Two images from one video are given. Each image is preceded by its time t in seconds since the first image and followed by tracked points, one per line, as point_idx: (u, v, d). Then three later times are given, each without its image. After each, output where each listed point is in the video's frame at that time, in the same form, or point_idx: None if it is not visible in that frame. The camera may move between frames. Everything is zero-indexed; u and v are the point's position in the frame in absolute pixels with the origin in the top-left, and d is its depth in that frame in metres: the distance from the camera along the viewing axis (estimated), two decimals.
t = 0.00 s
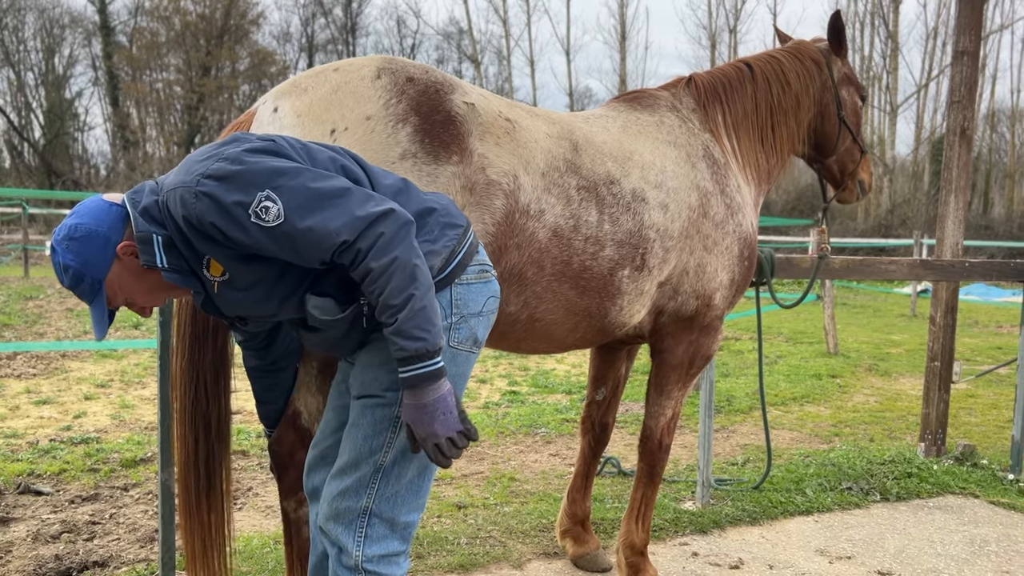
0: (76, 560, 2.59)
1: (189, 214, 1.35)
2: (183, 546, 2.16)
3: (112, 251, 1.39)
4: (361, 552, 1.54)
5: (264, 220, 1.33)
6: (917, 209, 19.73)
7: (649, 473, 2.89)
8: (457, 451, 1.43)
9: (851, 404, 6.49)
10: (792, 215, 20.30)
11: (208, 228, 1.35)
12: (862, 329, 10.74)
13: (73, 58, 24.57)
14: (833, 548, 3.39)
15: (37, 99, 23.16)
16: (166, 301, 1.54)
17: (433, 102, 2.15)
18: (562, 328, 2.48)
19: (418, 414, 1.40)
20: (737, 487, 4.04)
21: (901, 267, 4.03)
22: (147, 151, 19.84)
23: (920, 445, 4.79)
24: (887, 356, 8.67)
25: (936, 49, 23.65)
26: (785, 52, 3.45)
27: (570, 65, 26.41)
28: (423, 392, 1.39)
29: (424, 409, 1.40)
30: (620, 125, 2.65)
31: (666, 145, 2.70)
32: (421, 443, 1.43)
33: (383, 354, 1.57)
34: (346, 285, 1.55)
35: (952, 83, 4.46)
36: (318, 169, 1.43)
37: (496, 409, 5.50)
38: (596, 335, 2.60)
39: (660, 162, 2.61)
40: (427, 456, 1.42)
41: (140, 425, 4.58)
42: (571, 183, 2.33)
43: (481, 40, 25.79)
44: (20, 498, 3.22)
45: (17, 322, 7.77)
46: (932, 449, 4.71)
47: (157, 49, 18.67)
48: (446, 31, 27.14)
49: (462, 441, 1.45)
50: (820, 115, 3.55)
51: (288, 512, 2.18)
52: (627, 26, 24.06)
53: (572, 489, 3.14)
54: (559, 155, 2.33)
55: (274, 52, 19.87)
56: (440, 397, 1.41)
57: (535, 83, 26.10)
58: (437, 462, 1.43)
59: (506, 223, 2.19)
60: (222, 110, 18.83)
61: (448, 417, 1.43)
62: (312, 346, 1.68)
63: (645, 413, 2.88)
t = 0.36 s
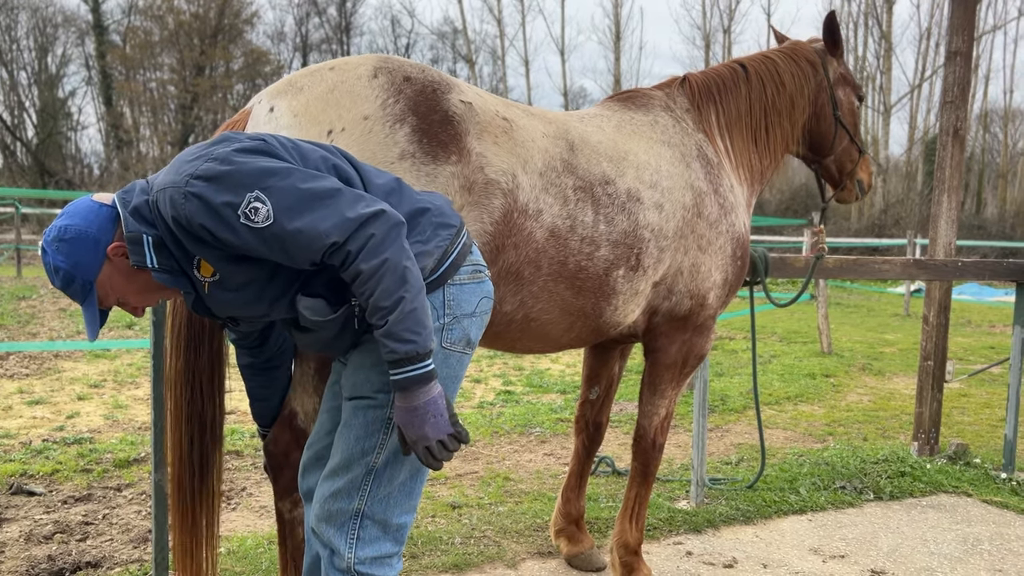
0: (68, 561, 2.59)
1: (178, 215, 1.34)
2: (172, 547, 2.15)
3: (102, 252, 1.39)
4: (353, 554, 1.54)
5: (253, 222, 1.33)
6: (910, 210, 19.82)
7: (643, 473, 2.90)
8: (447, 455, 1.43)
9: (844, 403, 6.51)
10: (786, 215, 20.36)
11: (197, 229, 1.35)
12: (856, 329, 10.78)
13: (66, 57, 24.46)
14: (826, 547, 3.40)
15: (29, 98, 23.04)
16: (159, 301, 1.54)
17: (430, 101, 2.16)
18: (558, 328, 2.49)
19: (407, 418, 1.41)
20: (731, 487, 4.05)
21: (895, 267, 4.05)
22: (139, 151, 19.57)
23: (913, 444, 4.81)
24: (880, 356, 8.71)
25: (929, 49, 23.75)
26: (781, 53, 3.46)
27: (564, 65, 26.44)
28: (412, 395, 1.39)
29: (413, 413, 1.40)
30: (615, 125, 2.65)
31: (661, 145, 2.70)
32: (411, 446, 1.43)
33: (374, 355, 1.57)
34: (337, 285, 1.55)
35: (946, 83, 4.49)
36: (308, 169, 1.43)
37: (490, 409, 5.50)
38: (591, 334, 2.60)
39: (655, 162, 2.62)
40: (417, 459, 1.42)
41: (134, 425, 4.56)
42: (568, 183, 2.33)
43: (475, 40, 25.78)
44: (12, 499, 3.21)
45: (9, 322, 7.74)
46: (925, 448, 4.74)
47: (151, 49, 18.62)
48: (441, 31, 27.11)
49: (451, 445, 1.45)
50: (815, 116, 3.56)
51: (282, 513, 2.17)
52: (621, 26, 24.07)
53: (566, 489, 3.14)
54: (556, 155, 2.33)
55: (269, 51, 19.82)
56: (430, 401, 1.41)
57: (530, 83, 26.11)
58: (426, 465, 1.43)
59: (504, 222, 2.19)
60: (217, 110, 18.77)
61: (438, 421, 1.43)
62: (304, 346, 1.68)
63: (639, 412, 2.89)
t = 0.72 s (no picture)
0: (64, 561, 2.58)
1: (173, 215, 1.34)
2: (178, 549, 2.15)
3: (98, 252, 1.38)
4: (351, 555, 1.54)
5: (247, 224, 1.33)
6: (905, 210, 19.88)
7: (639, 472, 2.91)
8: (438, 460, 1.43)
9: (839, 403, 6.54)
10: (782, 215, 20.41)
11: (191, 230, 1.35)
12: (850, 329, 10.81)
13: (60, 56, 24.36)
14: (821, 547, 3.42)
15: (24, 97, 22.95)
16: (154, 300, 1.54)
17: (425, 102, 2.16)
18: (553, 328, 2.49)
19: (399, 422, 1.41)
20: (726, 486, 4.06)
21: (889, 268, 4.06)
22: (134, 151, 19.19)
23: (908, 443, 4.83)
24: (875, 355, 8.74)
25: (924, 50, 23.83)
26: (778, 54, 3.48)
27: (560, 65, 26.47)
28: (404, 400, 1.39)
29: (405, 417, 1.41)
30: (611, 126, 2.66)
31: (657, 145, 2.71)
32: (402, 450, 1.43)
33: (370, 357, 1.57)
34: (332, 286, 1.55)
35: (940, 84, 4.50)
36: (304, 171, 1.43)
37: (486, 409, 5.51)
38: (587, 334, 2.61)
39: (651, 162, 2.62)
40: (408, 463, 1.42)
41: (129, 425, 4.55)
42: (563, 183, 2.34)
43: (471, 40, 25.76)
44: (7, 499, 3.20)
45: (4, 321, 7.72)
46: (919, 448, 4.76)
47: (146, 48, 18.57)
48: (436, 31, 27.09)
49: (443, 450, 1.45)
50: (812, 117, 3.58)
51: (278, 513, 2.17)
52: (617, 26, 24.10)
53: (562, 489, 3.15)
54: (552, 156, 2.34)
55: (264, 50, 19.78)
56: (421, 406, 1.41)
57: (526, 83, 26.12)
58: (417, 469, 1.43)
59: (499, 223, 2.19)
60: (212, 109, 18.72)
61: (429, 425, 1.43)
62: (300, 346, 1.69)
63: (635, 412, 2.90)
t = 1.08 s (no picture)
0: (64, 558, 2.59)
1: (177, 211, 1.35)
2: (179, 546, 2.16)
3: (99, 246, 1.39)
4: (352, 550, 1.55)
5: (252, 220, 1.34)
6: (903, 210, 19.92)
7: (637, 469, 2.92)
8: (437, 456, 1.44)
9: (837, 402, 6.55)
10: (780, 215, 20.45)
11: (196, 225, 1.36)
12: (848, 328, 10.84)
13: (58, 56, 24.32)
14: (819, 544, 3.43)
15: (22, 97, 22.92)
16: (154, 295, 1.55)
17: (419, 100, 2.17)
18: (549, 325, 2.50)
19: (399, 418, 1.42)
20: (725, 484, 4.07)
21: (887, 266, 4.07)
22: (133, 151, 19.07)
23: (905, 442, 4.85)
24: (873, 355, 8.77)
25: (922, 50, 23.87)
26: (777, 53, 3.49)
27: (558, 65, 26.50)
28: (404, 396, 1.40)
29: (405, 413, 1.41)
30: (608, 124, 2.67)
31: (653, 143, 2.72)
32: (402, 445, 1.44)
33: (372, 352, 1.58)
34: (334, 283, 1.55)
35: (937, 83, 4.52)
36: (307, 168, 1.44)
37: (485, 407, 5.52)
38: (583, 331, 2.62)
39: (647, 160, 2.63)
40: (407, 459, 1.43)
41: (128, 424, 4.56)
42: (558, 180, 2.35)
43: (469, 40, 25.77)
44: (6, 497, 3.21)
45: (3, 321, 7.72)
46: (917, 446, 4.77)
47: (144, 48, 18.57)
48: (435, 31, 27.10)
49: (442, 446, 1.45)
50: (811, 116, 3.59)
51: (276, 509, 2.17)
52: (615, 26, 24.12)
53: (560, 486, 3.15)
54: (546, 153, 2.35)
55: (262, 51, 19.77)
56: (421, 402, 1.42)
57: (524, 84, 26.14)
58: (417, 465, 1.44)
59: (493, 220, 2.20)
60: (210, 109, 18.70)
61: (429, 421, 1.44)
62: (301, 342, 1.69)
63: (633, 410, 2.91)
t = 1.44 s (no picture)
0: (69, 557, 2.60)
1: (178, 212, 1.36)
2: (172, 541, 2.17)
3: (103, 248, 1.40)
4: (357, 546, 1.56)
5: (252, 219, 1.34)
6: (906, 210, 19.90)
7: (640, 468, 2.92)
8: (437, 453, 1.45)
9: (840, 402, 6.55)
10: (783, 215, 20.43)
11: (197, 226, 1.36)
12: (851, 328, 10.83)
13: (61, 57, 24.36)
14: (821, 543, 3.43)
15: (25, 98, 22.97)
16: (157, 296, 1.56)
17: (418, 100, 2.18)
18: (549, 324, 2.51)
19: (399, 415, 1.42)
20: (728, 484, 4.07)
21: (889, 266, 4.06)
22: (137, 151, 19.16)
23: (908, 442, 4.85)
24: (876, 355, 8.76)
25: (924, 50, 23.84)
26: (779, 54, 3.49)
27: (561, 65, 26.50)
28: (404, 393, 1.41)
29: (405, 410, 1.42)
30: (608, 124, 2.67)
31: (653, 143, 2.72)
32: (402, 443, 1.45)
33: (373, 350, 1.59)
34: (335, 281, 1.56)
35: (940, 83, 4.52)
36: (306, 168, 1.45)
37: (488, 408, 5.52)
38: (584, 331, 2.63)
39: (647, 160, 2.63)
40: (407, 456, 1.44)
41: (132, 424, 4.57)
42: (557, 180, 2.35)
43: (472, 40, 25.77)
44: (11, 496, 3.22)
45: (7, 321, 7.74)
46: (920, 446, 4.77)
47: (147, 48, 18.62)
48: (438, 32, 27.12)
49: (443, 443, 1.46)
50: (813, 117, 3.59)
51: (280, 506, 2.18)
52: (618, 26, 24.11)
53: (563, 486, 3.16)
54: (545, 153, 2.35)
55: (265, 51, 19.80)
56: (421, 399, 1.43)
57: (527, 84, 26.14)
58: (416, 462, 1.44)
59: (492, 218, 2.21)
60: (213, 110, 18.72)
61: (429, 418, 1.44)
62: (303, 341, 1.70)
63: (636, 410, 2.91)
